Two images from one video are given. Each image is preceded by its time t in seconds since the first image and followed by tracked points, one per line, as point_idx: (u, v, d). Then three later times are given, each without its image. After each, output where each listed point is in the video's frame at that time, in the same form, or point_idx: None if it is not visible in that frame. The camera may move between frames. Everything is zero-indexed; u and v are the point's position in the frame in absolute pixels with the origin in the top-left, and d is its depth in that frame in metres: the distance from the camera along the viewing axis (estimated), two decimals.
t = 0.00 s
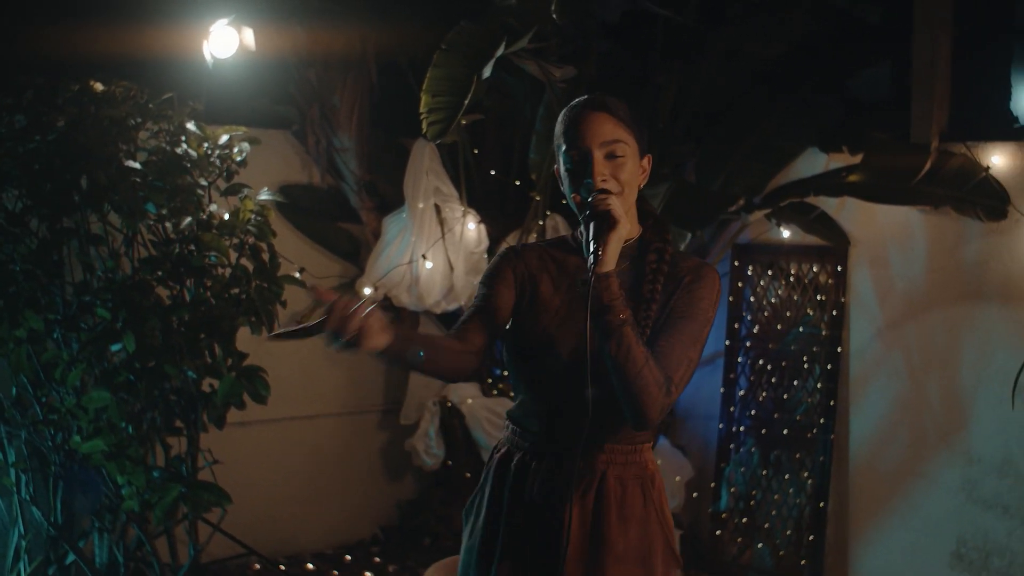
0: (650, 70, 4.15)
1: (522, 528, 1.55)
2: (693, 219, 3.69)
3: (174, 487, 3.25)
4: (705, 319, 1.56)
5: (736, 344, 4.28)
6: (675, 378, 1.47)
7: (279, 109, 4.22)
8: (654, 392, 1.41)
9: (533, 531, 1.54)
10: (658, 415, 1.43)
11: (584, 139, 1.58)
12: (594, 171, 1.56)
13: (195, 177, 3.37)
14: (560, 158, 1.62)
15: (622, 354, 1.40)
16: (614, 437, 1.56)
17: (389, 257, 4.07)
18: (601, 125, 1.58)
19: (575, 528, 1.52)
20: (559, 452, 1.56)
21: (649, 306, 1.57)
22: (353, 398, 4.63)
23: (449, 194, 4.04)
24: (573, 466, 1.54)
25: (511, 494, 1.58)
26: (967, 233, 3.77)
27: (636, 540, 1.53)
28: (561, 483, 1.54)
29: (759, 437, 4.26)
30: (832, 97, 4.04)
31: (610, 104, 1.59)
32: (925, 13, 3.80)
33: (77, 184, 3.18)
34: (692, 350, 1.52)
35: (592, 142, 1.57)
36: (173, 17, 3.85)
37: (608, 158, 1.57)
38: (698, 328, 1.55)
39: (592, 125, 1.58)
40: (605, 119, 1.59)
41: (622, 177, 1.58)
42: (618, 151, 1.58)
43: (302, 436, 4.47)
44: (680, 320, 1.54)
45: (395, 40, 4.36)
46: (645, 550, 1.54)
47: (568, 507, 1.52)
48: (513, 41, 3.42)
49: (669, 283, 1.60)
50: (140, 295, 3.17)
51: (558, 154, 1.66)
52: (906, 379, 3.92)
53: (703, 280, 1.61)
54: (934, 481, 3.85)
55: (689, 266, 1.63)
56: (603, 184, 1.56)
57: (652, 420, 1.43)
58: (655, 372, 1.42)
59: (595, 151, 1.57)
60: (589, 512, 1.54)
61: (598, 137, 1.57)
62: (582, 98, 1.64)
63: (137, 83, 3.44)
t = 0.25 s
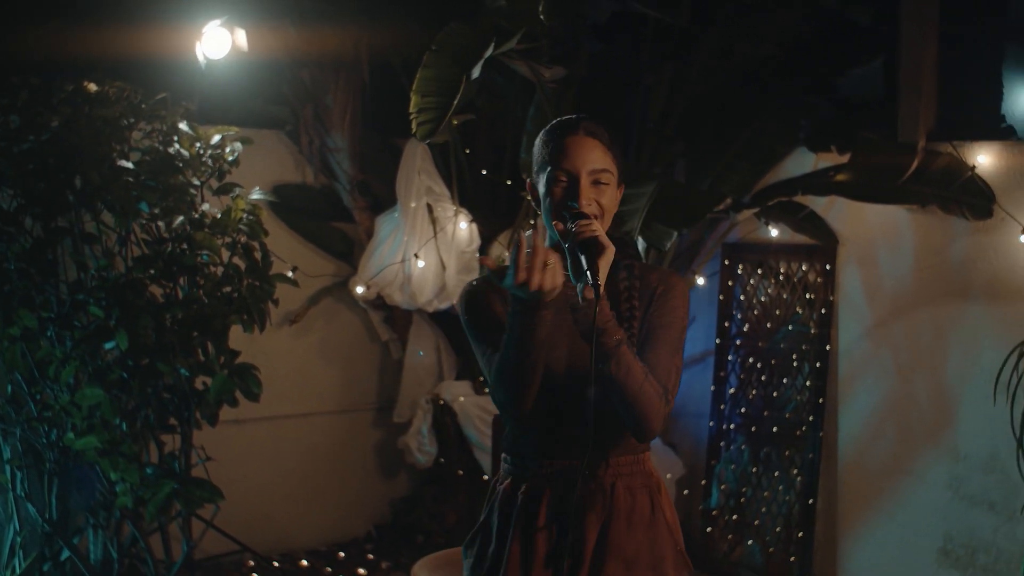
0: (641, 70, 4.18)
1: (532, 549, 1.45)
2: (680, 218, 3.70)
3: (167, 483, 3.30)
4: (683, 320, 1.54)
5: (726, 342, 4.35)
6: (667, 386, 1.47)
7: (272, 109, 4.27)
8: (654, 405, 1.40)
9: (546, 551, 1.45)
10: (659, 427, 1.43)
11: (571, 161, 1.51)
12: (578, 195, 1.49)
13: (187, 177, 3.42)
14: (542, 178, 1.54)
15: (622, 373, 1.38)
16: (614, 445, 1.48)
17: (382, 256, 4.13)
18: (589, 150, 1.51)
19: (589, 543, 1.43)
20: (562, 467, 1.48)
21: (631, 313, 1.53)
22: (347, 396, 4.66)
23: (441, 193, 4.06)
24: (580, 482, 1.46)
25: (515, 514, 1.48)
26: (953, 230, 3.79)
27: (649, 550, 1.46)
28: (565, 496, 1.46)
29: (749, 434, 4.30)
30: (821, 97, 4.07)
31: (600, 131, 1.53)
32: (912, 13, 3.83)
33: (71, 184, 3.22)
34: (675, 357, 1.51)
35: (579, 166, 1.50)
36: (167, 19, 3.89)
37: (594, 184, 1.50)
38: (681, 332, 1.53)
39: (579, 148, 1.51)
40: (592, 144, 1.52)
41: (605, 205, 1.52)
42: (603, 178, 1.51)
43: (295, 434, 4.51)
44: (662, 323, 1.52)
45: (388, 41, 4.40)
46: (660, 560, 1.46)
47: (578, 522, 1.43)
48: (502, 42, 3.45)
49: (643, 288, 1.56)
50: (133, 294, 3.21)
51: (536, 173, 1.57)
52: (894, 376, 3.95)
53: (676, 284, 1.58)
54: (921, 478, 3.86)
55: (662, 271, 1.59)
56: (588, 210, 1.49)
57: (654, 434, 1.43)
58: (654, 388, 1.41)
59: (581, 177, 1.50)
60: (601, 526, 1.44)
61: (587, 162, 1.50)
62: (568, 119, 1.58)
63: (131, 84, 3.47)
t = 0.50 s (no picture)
0: (633, 69, 4.21)
1: (542, 532, 1.46)
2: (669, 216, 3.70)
3: (162, 478, 3.34)
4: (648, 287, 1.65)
5: (718, 340, 4.42)
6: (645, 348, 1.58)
7: (267, 109, 4.30)
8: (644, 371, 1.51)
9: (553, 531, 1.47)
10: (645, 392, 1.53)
11: (555, 131, 1.49)
12: (563, 167, 1.48)
13: (182, 175, 3.45)
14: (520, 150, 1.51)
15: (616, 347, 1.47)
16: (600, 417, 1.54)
17: (376, 254, 4.17)
18: (571, 123, 1.50)
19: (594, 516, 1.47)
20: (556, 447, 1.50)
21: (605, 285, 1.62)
22: (342, 393, 4.70)
23: (435, 192, 4.10)
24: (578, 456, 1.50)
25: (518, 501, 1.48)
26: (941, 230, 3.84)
27: (643, 511, 1.53)
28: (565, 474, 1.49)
29: (740, 431, 4.36)
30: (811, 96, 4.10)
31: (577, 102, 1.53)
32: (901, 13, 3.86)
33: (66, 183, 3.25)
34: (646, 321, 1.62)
35: (563, 137, 1.49)
36: (163, 19, 3.92)
37: (576, 157, 1.50)
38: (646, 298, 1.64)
39: (561, 120, 1.50)
40: (576, 117, 1.51)
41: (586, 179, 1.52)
42: (584, 153, 1.51)
43: (291, 431, 4.55)
44: (633, 291, 1.62)
45: (382, 41, 4.43)
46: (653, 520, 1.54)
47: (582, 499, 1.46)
48: (493, 42, 3.49)
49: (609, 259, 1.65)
50: (128, 291, 3.25)
51: (511, 146, 1.55)
52: (883, 373, 3.99)
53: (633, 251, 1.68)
54: (910, 474, 3.90)
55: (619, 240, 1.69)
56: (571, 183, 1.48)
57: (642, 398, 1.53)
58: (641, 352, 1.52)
59: (564, 149, 1.49)
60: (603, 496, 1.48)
61: (569, 134, 1.49)
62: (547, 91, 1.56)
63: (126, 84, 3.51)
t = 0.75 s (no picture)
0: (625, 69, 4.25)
1: (515, 519, 1.49)
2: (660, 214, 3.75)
3: (156, 475, 3.39)
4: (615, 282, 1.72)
5: (711, 338, 4.48)
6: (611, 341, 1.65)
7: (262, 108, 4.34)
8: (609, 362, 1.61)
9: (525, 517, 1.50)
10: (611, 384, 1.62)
11: (531, 121, 1.52)
12: (540, 158, 1.52)
13: (178, 174, 3.50)
14: (498, 140, 1.54)
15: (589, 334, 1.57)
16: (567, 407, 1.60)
17: (371, 252, 4.20)
18: (547, 113, 1.53)
19: (565, 502, 1.52)
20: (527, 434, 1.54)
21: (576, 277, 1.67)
22: (337, 391, 4.74)
23: (429, 191, 4.14)
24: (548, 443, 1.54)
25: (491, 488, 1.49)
26: (931, 228, 3.84)
27: (604, 496, 1.60)
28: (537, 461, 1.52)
29: (733, 428, 4.40)
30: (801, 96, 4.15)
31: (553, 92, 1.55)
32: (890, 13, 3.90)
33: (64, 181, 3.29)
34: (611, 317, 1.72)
35: (540, 128, 1.52)
36: (160, 18, 3.96)
37: (553, 145, 1.53)
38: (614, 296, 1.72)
39: (538, 110, 1.52)
40: (551, 107, 1.54)
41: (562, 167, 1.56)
42: (560, 142, 1.55)
43: (287, 428, 4.58)
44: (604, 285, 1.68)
45: (377, 40, 4.48)
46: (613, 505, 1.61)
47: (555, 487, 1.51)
48: (486, 42, 3.52)
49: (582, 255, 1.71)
50: (123, 289, 3.31)
51: (488, 135, 1.57)
52: (874, 370, 4.02)
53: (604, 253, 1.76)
54: (900, 471, 3.91)
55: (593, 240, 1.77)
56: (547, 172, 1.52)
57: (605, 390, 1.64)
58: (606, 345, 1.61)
59: (540, 139, 1.52)
60: (572, 483, 1.54)
61: (545, 124, 1.52)
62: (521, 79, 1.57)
63: (123, 83, 3.55)
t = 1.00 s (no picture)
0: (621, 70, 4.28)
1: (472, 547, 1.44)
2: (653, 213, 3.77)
3: (155, 471, 3.42)
4: (618, 316, 1.63)
5: (705, 336, 4.51)
6: (602, 375, 1.56)
7: (260, 107, 4.36)
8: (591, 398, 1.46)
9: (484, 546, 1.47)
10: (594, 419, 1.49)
11: (519, 148, 1.52)
12: (532, 182, 1.50)
13: (175, 173, 3.54)
14: (490, 168, 1.54)
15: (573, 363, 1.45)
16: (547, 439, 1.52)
17: (368, 251, 4.24)
18: (536, 136, 1.53)
19: (528, 538, 1.46)
20: (495, 465, 1.47)
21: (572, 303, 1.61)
22: (335, 389, 4.77)
23: (426, 190, 4.16)
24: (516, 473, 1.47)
25: (450, 516, 1.45)
26: (923, 227, 3.87)
27: (575, 533, 1.53)
28: (502, 495, 1.47)
29: (727, 426, 4.43)
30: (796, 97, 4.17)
31: (540, 115, 1.55)
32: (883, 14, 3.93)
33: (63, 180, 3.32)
34: (608, 357, 1.59)
35: (528, 153, 1.51)
36: (158, 18, 3.97)
37: (544, 167, 1.52)
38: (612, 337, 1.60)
39: (525, 134, 1.53)
40: (538, 130, 1.53)
41: (558, 189, 1.54)
42: (552, 163, 1.53)
43: (284, 426, 4.61)
44: (600, 316, 1.61)
45: (375, 40, 4.49)
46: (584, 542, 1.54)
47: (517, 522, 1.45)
48: (482, 42, 3.55)
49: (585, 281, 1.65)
50: (122, 286, 3.32)
51: (483, 167, 1.57)
52: (867, 368, 4.05)
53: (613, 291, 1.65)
54: (892, 468, 3.95)
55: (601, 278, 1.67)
56: (541, 194, 1.51)
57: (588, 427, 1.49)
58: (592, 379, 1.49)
59: (531, 161, 1.51)
60: (537, 519, 1.47)
61: (534, 147, 1.52)
62: (507, 109, 1.58)
63: (121, 83, 3.58)
